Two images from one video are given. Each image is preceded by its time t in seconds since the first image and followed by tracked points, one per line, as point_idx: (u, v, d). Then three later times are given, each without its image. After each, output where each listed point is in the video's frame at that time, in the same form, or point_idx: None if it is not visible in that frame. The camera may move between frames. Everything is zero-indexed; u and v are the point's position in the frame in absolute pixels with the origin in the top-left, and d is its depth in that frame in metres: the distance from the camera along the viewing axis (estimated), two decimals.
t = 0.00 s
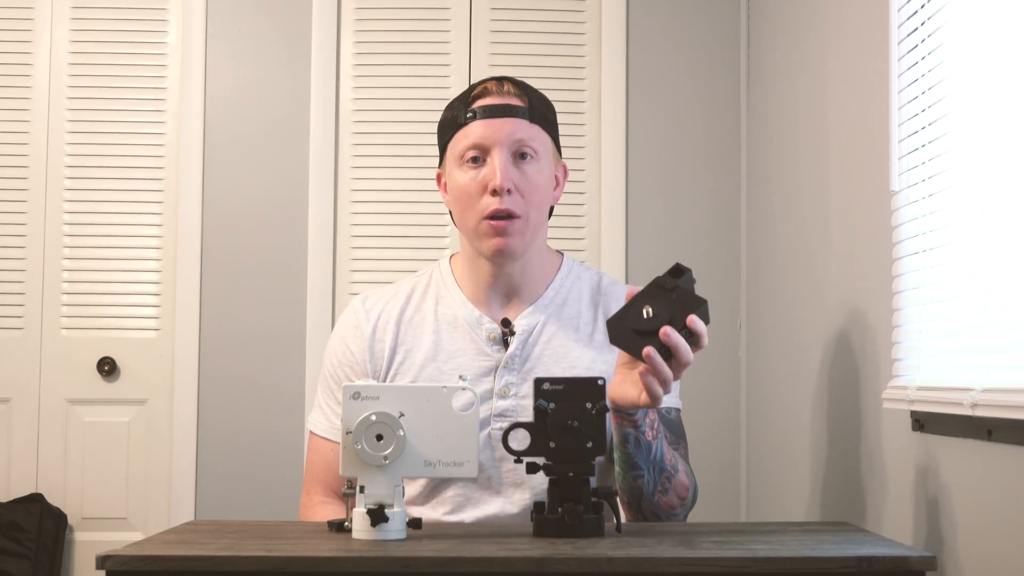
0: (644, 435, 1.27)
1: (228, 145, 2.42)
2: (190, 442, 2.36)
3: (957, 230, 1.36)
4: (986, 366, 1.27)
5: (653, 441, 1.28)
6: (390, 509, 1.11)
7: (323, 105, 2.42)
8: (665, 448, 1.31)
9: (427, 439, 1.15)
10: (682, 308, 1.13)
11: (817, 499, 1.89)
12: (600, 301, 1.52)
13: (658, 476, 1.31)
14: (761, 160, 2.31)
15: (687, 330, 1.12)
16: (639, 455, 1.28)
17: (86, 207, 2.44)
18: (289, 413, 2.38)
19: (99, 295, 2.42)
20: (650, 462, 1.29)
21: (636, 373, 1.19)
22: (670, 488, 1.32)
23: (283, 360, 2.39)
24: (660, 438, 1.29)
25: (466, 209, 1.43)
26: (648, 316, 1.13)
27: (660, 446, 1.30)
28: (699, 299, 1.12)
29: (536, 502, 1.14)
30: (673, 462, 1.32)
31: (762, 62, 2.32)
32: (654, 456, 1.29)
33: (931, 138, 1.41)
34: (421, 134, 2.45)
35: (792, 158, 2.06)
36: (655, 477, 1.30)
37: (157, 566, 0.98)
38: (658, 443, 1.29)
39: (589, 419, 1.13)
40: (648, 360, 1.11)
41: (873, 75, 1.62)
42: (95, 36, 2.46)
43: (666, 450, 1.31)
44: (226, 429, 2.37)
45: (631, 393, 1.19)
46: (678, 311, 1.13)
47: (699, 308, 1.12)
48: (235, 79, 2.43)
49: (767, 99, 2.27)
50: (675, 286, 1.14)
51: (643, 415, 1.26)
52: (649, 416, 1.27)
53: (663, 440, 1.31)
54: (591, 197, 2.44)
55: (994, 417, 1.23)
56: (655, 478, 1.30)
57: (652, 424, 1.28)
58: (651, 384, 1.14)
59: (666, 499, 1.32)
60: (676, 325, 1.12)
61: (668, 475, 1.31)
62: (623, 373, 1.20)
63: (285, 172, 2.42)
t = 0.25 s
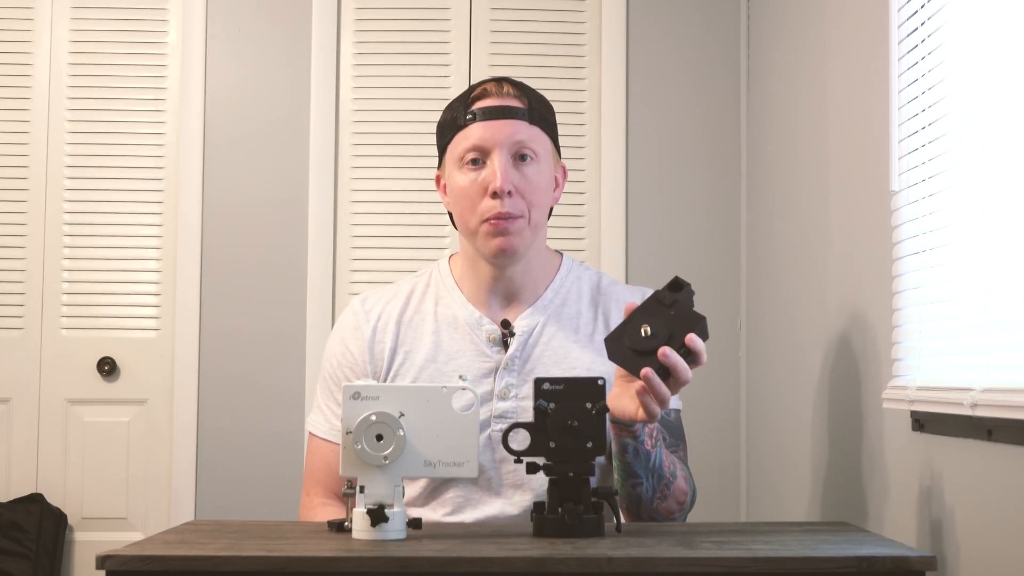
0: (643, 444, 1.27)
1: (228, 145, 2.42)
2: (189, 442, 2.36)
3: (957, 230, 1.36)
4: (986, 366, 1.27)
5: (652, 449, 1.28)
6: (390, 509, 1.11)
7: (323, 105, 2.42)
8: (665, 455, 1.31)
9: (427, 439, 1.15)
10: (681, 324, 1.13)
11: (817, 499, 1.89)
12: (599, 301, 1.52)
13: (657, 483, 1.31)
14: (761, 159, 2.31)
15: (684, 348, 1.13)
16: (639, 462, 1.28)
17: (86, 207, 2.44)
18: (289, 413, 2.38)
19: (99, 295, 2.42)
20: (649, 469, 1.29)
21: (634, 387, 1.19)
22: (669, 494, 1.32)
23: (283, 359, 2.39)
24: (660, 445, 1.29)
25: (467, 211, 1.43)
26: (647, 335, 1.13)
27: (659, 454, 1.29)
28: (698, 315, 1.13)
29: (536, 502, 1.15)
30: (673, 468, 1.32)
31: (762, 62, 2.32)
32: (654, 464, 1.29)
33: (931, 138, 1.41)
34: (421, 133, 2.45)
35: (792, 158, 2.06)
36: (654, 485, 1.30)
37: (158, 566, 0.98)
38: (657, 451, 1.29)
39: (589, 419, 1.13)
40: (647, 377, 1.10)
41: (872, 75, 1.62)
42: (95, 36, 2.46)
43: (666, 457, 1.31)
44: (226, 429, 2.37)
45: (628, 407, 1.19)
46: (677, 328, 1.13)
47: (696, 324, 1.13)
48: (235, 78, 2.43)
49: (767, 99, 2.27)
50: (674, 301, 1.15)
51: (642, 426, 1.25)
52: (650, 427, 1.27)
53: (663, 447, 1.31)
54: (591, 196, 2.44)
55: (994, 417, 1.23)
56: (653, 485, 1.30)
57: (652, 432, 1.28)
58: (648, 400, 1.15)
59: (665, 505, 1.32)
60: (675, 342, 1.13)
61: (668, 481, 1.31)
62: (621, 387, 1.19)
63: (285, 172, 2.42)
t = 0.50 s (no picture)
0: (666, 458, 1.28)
1: (228, 145, 2.42)
2: (189, 442, 2.36)
3: (957, 230, 1.36)
4: (986, 367, 1.27)
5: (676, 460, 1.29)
6: (391, 509, 1.11)
7: (323, 105, 2.42)
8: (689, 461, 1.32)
9: (427, 439, 1.15)
10: (663, 398, 1.09)
11: (817, 499, 1.89)
12: (613, 286, 1.52)
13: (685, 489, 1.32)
14: (761, 160, 2.31)
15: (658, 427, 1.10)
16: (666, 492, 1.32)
17: (86, 207, 2.44)
18: (288, 413, 2.38)
19: (99, 295, 2.42)
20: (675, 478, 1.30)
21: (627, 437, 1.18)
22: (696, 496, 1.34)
23: (283, 359, 2.39)
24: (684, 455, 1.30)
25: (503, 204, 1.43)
26: (627, 404, 1.13)
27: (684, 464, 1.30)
28: (676, 393, 1.07)
29: (536, 502, 1.15)
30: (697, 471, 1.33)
31: (762, 62, 2.32)
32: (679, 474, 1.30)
33: (932, 138, 1.41)
34: (420, 134, 2.45)
35: (792, 158, 2.06)
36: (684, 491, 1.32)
37: (158, 566, 0.98)
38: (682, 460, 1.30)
39: (589, 419, 1.13)
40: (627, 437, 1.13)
41: (872, 75, 1.62)
42: (95, 36, 2.46)
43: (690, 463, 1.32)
44: (226, 429, 2.37)
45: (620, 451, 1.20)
46: (657, 397, 1.10)
47: (673, 406, 1.08)
48: (234, 78, 2.43)
49: (767, 100, 2.27)
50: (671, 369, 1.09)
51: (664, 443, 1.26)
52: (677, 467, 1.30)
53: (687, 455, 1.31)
54: (591, 197, 2.44)
55: (994, 417, 1.23)
56: (684, 509, 1.34)
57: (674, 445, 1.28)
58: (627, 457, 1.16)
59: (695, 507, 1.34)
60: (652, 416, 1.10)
61: (698, 502, 1.34)
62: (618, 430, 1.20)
63: (284, 172, 2.42)
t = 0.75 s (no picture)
0: (677, 448, 1.28)
1: (227, 145, 2.42)
2: (189, 442, 2.36)
3: (957, 230, 1.36)
4: (987, 368, 1.27)
5: (686, 452, 1.29)
6: (391, 509, 1.11)
7: (323, 105, 2.42)
8: (698, 454, 1.32)
9: (427, 439, 1.14)
10: (690, 318, 1.11)
11: (817, 499, 1.89)
12: (610, 285, 1.53)
13: (689, 482, 1.32)
14: (761, 160, 2.31)
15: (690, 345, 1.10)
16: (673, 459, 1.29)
17: (86, 207, 2.44)
18: (288, 413, 2.38)
19: (99, 295, 2.42)
20: (681, 469, 1.30)
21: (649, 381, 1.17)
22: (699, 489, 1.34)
23: (283, 359, 2.39)
24: (694, 447, 1.30)
25: (482, 196, 1.44)
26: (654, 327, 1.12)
27: (693, 456, 1.30)
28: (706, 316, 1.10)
29: (536, 502, 1.15)
30: (704, 465, 1.34)
31: (762, 62, 2.32)
32: (686, 466, 1.30)
33: (932, 138, 1.41)
34: (420, 134, 2.45)
35: (792, 158, 2.06)
36: (687, 483, 1.32)
37: (158, 566, 0.98)
38: (692, 453, 1.30)
39: (589, 419, 1.13)
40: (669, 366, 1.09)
41: (873, 75, 1.62)
42: (95, 37, 2.46)
43: (699, 456, 1.32)
44: (226, 429, 2.37)
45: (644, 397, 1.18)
46: (684, 317, 1.11)
47: (704, 322, 1.10)
48: (234, 78, 2.43)
49: (767, 100, 2.27)
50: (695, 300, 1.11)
51: (675, 432, 1.26)
52: (685, 432, 1.27)
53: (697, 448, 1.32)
54: (591, 197, 2.44)
55: (994, 418, 1.23)
56: (686, 483, 1.32)
57: (686, 436, 1.28)
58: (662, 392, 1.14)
59: (696, 500, 1.34)
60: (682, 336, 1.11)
61: (700, 479, 1.33)
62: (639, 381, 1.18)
63: (285, 172, 2.42)
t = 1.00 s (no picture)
0: (675, 451, 1.30)
1: (228, 145, 2.42)
2: (189, 442, 2.36)
3: (957, 230, 1.36)
4: (987, 367, 1.27)
5: (684, 455, 1.30)
6: (391, 509, 1.11)
7: (323, 105, 2.42)
8: (698, 456, 1.33)
9: (427, 439, 1.14)
10: (700, 348, 1.09)
11: (817, 499, 1.88)
12: (609, 283, 1.53)
13: (686, 482, 1.32)
14: (761, 160, 2.30)
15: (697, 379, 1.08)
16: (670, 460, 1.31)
17: (86, 207, 2.44)
18: (288, 413, 2.38)
19: (99, 295, 2.42)
20: (679, 471, 1.31)
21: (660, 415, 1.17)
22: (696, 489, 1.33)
23: (283, 359, 2.39)
24: (693, 451, 1.31)
25: (478, 191, 1.43)
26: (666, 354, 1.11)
27: (691, 458, 1.31)
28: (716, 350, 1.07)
29: (536, 502, 1.15)
30: (702, 467, 1.33)
31: (762, 62, 2.32)
32: (683, 467, 1.31)
33: (932, 138, 1.41)
34: (420, 134, 2.45)
35: (792, 158, 2.06)
36: (684, 484, 1.32)
37: (157, 566, 0.98)
38: (690, 456, 1.31)
39: (589, 419, 1.13)
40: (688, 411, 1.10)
41: (873, 75, 1.62)
42: (95, 37, 2.46)
43: (697, 458, 1.32)
44: (226, 429, 2.37)
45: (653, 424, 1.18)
46: (696, 348, 1.09)
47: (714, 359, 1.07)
48: (234, 78, 2.43)
49: (768, 100, 2.26)
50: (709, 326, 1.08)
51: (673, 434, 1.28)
52: (684, 436, 1.29)
53: (698, 452, 1.33)
54: (591, 197, 2.44)
55: (995, 418, 1.23)
56: (683, 483, 1.32)
57: (686, 441, 1.30)
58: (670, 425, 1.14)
59: (693, 500, 1.34)
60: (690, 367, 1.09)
61: (697, 479, 1.33)
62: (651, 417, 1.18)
63: (284, 172, 2.42)
